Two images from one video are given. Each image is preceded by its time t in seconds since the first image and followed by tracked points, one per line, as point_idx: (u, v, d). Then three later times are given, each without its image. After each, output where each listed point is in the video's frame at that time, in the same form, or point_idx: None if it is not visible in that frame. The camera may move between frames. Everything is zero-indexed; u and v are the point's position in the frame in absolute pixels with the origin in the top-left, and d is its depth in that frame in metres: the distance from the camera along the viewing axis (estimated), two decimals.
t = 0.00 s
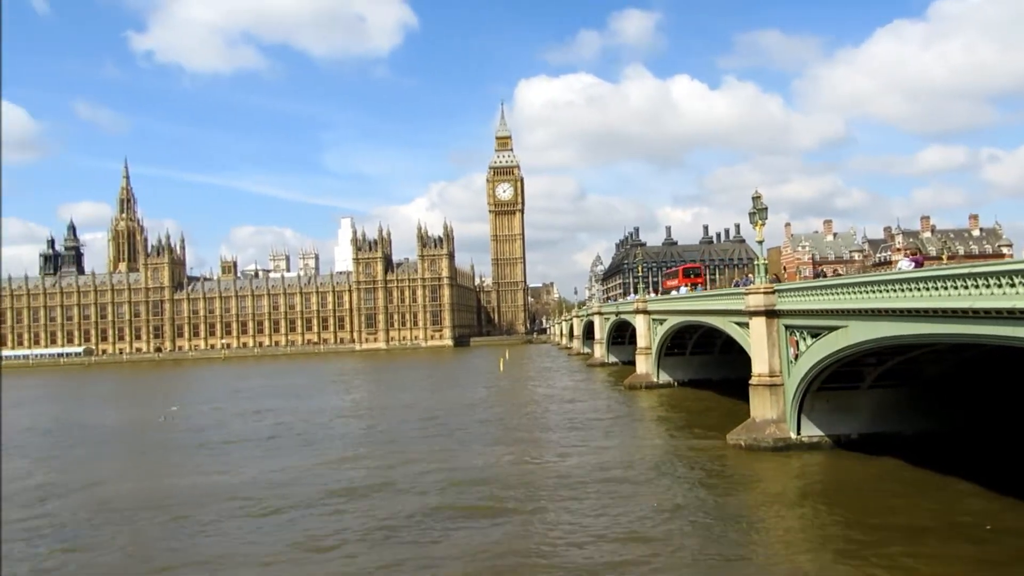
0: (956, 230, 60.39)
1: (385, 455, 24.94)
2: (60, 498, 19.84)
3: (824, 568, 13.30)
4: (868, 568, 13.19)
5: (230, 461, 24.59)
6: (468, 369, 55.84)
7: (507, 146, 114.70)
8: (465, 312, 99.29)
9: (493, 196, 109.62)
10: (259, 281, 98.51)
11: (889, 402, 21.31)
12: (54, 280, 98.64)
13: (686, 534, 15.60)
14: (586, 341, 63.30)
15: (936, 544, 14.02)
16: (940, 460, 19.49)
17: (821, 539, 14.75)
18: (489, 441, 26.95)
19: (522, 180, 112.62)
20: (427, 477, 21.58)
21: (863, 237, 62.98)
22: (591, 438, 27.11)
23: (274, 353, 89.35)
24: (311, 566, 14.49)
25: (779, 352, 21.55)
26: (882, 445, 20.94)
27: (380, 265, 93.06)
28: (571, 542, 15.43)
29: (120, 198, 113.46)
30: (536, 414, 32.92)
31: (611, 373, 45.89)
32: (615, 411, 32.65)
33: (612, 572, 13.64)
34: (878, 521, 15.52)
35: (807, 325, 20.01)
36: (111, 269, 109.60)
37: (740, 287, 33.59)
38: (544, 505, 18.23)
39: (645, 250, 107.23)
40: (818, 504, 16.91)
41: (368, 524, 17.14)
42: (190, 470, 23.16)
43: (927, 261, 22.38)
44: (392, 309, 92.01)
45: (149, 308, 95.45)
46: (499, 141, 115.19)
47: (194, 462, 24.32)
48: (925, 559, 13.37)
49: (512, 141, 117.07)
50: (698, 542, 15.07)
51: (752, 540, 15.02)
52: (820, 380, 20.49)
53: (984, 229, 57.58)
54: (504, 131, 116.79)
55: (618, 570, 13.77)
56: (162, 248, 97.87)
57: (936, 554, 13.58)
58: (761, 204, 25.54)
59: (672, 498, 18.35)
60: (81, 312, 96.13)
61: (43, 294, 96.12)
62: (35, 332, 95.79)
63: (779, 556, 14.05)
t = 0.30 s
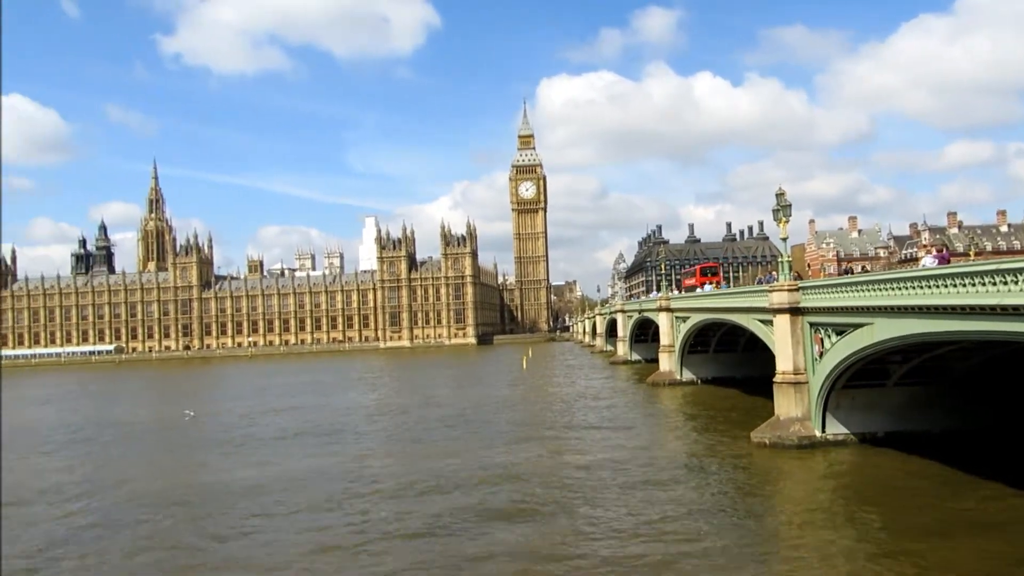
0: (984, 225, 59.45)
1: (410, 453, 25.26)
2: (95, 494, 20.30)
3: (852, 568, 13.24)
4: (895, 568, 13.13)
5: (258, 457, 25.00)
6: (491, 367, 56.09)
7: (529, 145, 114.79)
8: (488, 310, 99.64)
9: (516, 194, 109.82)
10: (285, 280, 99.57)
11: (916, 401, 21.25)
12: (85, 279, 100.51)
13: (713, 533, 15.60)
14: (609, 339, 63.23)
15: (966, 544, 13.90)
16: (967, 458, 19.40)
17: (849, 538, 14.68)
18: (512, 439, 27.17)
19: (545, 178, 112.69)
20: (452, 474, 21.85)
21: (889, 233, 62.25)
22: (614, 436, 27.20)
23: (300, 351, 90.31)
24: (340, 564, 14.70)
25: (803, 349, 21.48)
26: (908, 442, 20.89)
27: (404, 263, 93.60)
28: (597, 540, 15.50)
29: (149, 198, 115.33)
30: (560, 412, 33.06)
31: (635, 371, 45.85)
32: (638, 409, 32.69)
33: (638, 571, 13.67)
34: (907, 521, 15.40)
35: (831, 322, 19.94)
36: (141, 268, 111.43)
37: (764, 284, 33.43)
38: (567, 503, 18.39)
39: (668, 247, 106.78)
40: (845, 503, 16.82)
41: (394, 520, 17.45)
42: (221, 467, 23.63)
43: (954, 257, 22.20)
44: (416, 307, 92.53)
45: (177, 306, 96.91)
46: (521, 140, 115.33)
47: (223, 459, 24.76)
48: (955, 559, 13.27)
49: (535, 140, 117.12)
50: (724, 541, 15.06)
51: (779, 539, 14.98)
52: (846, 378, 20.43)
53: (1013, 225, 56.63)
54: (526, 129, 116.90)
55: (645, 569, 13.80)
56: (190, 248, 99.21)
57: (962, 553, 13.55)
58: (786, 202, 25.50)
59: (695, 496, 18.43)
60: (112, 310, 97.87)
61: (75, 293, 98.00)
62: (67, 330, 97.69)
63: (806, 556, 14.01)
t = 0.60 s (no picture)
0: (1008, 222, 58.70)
1: (430, 451, 25.50)
2: (122, 492, 20.67)
3: (873, 569, 13.21)
4: (916, 568, 13.13)
5: (281, 456, 25.33)
6: (510, 365, 56.28)
7: (548, 144, 114.83)
8: (507, 309, 99.89)
9: (534, 193, 109.91)
10: (305, 279, 100.42)
11: (938, 400, 21.17)
12: (111, 279, 102.04)
13: (734, 533, 15.58)
14: (628, 338, 63.19)
15: (991, 545, 13.80)
16: (989, 457, 19.32)
17: (872, 539, 14.62)
18: (531, 437, 27.34)
19: (563, 176, 112.70)
20: (472, 472, 22.05)
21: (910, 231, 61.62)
22: (633, 435, 27.26)
23: (321, 350, 91.08)
24: (363, 562, 14.86)
25: (824, 348, 21.41)
26: (930, 442, 20.81)
27: (424, 262, 94.06)
28: (618, 539, 15.55)
29: (172, 199, 116.81)
30: (579, 411, 33.16)
31: (654, 370, 45.79)
32: (657, 407, 32.71)
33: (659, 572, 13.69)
34: (930, 521, 15.30)
35: (852, 320, 19.89)
36: (164, 268, 112.92)
37: (783, 283, 33.28)
38: (587, 501, 18.53)
39: (688, 246, 106.37)
40: (868, 504, 16.74)
41: (416, 518, 17.68)
42: (245, 464, 24.01)
43: (976, 255, 22.02)
44: (436, 306, 92.95)
45: (201, 306, 98.13)
46: (540, 139, 115.41)
47: (247, 457, 25.10)
48: (980, 561, 13.16)
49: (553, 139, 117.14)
50: (745, 541, 15.05)
51: (800, 540, 14.96)
52: (867, 377, 20.37)
53: None
54: (545, 128, 116.95)
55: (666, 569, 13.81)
56: (213, 248, 100.36)
57: (983, 553, 13.51)
58: (806, 200, 25.42)
59: (715, 495, 18.47)
60: (137, 310, 99.32)
61: (101, 293, 99.52)
62: (93, 329, 99.26)
63: (829, 557, 13.95)
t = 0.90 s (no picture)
0: None
1: (451, 448, 25.68)
2: (149, 488, 21.04)
3: (893, 568, 13.18)
4: (937, 567, 13.07)
5: (303, 452, 25.61)
6: (530, 363, 56.39)
7: (567, 142, 114.72)
8: (527, 307, 99.98)
9: (554, 191, 109.83)
10: (327, 277, 101.16)
11: (961, 399, 21.01)
12: (136, 277, 103.52)
13: (753, 531, 15.55)
14: (647, 336, 63.03)
15: (1014, 545, 13.69)
16: (1013, 456, 19.14)
17: (895, 540, 14.50)
18: (551, 435, 27.43)
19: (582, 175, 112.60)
20: (491, 470, 22.21)
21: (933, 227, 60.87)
22: (653, 432, 27.26)
23: (343, 348, 91.73)
24: (383, 560, 14.99)
25: (845, 346, 21.27)
26: (953, 440, 20.65)
27: (444, 260, 94.38)
28: (637, 538, 15.55)
29: (196, 198, 118.24)
30: (598, 408, 33.19)
31: (674, 368, 45.69)
32: (677, 405, 32.65)
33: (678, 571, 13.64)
34: (953, 520, 15.20)
35: (874, 318, 19.76)
36: (189, 267, 114.43)
37: (804, 280, 33.05)
38: (606, 499, 18.60)
39: (707, 243, 105.79)
40: (891, 503, 16.62)
41: (436, 515, 17.85)
42: (267, 461, 24.33)
43: (1000, 251, 21.79)
44: (456, 304, 93.22)
45: (224, 304, 99.22)
46: (559, 137, 115.31)
47: (270, 454, 25.42)
48: (1003, 561, 13.03)
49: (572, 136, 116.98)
50: (764, 539, 15.07)
51: (820, 538, 14.93)
52: (889, 375, 20.23)
53: None
54: (564, 126, 116.82)
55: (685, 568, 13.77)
56: (236, 247, 101.41)
57: (1006, 553, 13.41)
58: (826, 196, 25.26)
59: (734, 493, 18.45)
60: (162, 308, 100.68)
61: (127, 291, 101.07)
62: (120, 327, 100.77)
63: (851, 556, 13.86)
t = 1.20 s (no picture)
0: None
1: (473, 446, 25.90)
2: (179, 484, 21.51)
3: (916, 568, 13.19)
4: (960, 567, 13.05)
5: (328, 450, 25.94)
6: (552, 361, 56.47)
7: (588, 140, 114.51)
8: (549, 305, 100.01)
9: (575, 190, 109.69)
10: (350, 276, 101.88)
11: (986, 399, 20.88)
12: (163, 276, 104.92)
13: (774, 530, 15.62)
14: (669, 334, 62.82)
15: None
16: None
17: (920, 540, 14.43)
18: (572, 433, 27.55)
19: (604, 173, 112.33)
20: (513, 467, 22.39)
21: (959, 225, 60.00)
22: (675, 431, 27.28)
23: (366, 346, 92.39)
24: (407, 557, 15.19)
25: (869, 344, 21.12)
26: (979, 441, 20.50)
27: (466, 258, 94.68)
28: (659, 537, 15.62)
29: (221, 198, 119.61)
30: (621, 407, 33.23)
31: (696, 366, 45.54)
32: (699, 404, 32.63)
33: (701, 571, 13.67)
34: (977, 521, 15.14)
35: (898, 317, 19.63)
36: (215, 266, 115.81)
37: (827, 278, 32.83)
38: (628, 497, 18.71)
39: (730, 241, 105.06)
40: (916, 504, 16.53)
41: (458, 512, 18.08)
42: (293, 457, 24.72)
43: None
44: (478, 302, 93.49)
45: (249, 303, 100.37)
46: (580, 136, 115.10)
47: (295, 450, 25.81)
48: None
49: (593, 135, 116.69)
50: (785, 539, 15.14)
51: (841, 537, 14.97)
52: (914, 373, 20.08)
53: None
54: (585, 125, 116.57)
55: (707, 568, 13.80)
56: (260, 245, 102.51)
57: None
58: (851, 194, 25.10)
59: (756, 492, 18.48)
60: (189, 306, 102.06)
61: (154, 290, 102.52)
62: (147, 325, 102.24)
63: (875, 557, 13.82)
